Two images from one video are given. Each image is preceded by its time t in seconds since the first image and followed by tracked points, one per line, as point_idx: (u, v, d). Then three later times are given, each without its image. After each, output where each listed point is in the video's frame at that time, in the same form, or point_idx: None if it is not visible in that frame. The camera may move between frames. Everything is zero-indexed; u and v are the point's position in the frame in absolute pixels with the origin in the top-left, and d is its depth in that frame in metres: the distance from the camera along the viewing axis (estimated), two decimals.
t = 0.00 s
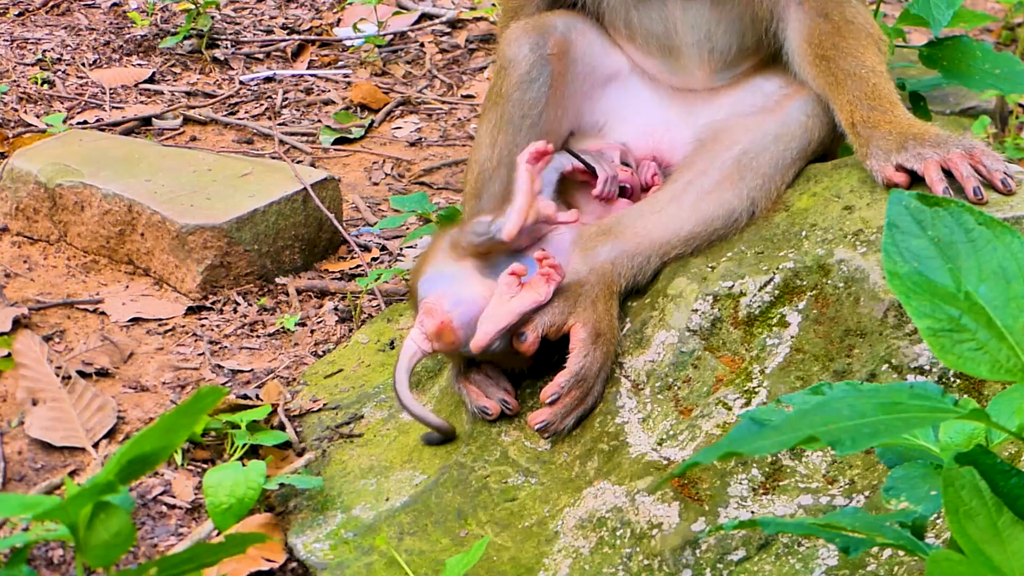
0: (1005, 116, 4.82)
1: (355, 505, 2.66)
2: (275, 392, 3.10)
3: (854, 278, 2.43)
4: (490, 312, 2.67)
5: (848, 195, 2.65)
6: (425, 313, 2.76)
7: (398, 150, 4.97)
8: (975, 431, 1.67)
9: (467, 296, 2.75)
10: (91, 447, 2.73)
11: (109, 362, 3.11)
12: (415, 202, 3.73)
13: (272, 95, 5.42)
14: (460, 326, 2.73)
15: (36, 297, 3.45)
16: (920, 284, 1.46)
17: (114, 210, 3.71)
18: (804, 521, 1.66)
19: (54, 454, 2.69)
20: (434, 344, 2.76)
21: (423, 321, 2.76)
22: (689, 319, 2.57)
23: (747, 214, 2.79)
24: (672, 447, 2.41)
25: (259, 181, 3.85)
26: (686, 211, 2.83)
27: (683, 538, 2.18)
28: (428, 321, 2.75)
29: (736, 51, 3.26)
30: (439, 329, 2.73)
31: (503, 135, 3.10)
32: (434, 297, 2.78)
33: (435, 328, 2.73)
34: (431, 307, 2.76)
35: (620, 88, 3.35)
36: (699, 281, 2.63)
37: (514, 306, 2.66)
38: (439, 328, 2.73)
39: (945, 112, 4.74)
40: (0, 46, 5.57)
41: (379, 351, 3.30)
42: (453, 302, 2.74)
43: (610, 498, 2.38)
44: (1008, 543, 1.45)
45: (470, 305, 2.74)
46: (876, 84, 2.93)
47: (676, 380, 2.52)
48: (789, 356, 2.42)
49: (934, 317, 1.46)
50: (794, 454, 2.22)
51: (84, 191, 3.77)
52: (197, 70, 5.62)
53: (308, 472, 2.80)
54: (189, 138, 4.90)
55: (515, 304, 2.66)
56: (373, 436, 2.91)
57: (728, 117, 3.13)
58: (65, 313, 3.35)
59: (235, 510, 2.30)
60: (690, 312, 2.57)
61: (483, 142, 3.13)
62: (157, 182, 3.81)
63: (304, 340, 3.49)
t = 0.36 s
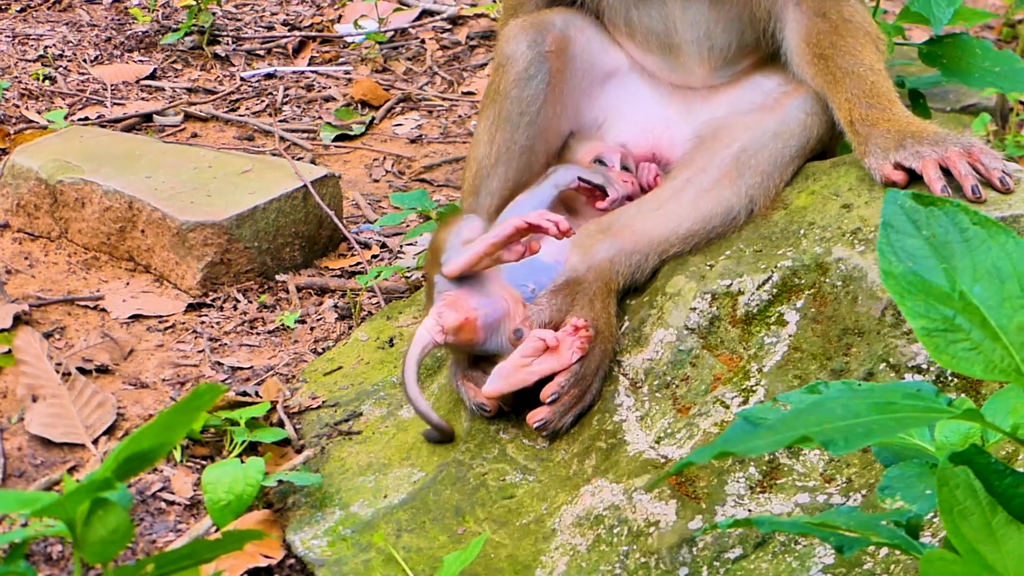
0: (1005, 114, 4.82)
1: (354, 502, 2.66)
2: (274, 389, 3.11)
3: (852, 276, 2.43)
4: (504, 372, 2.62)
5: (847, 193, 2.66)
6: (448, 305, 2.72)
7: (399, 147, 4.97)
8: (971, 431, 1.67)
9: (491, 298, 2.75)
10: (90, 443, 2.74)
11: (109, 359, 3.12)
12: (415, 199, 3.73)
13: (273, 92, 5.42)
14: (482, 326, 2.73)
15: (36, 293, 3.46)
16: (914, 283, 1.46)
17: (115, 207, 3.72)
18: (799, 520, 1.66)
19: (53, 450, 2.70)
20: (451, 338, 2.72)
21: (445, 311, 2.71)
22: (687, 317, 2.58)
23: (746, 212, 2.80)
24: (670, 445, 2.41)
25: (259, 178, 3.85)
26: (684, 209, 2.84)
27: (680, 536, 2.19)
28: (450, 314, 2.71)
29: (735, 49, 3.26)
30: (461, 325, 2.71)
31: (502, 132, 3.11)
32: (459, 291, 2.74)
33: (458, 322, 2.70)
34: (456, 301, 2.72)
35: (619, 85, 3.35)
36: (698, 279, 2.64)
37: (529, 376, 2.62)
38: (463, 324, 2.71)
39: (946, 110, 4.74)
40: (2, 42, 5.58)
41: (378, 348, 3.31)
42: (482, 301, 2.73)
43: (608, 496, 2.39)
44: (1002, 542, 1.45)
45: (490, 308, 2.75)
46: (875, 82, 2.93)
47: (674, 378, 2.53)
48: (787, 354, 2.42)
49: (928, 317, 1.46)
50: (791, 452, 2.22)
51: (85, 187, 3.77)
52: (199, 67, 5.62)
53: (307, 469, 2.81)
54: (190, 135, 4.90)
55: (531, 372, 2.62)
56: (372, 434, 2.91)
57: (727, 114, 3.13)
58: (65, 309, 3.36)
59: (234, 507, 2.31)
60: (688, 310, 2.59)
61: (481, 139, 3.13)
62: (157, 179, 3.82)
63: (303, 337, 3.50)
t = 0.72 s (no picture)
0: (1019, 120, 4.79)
1: (360, 500, 2.66)
2: (282, 386, 3.12)
3: (861, 279, 2.42)
4: (526, 380, 2.62)
5: (857, 195, 2.64)
6: (468, 303, 2.70)
7: (410, 148, 4.98)
8: (977, 432, 1.67)
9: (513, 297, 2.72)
10: (97, 439, 2.74)
11: (117, 355, 3.12)
12: (425, 199, 3.73)
13: (285, 91, 5.43)
14: (502, 325, 2.72)
15: (46, 289, 3.47)
16: (922, 283, 1.45)
17: (125, 204, 3.73)
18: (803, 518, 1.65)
19: (60, 445, 2.71)
20: (470, 336, 2.70)
21: (465, 310, 2.69)
22: (696, 318, 2.57)
23: (756, 213, 2.79)
24: (676, 446, 2.40)
25: (270, 177, 3.85)
26: (693, 211, 2.83)
27: (685, 537, 2.18)
28: (470, 312, 2.69)
29: (746, 53, 3.26)
30: (482, 324, 2.69)
31: (511, 132, 3.10)
32: (481, 290, 2.72)
33: (478, 321, 2.68)
34: (477, 300, 2.70)
35: (629, 87, 3.35)
36: (707, 280, 2.63)
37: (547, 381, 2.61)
38: (483, 322, 2.69)
39: (959, 116, 4.72)
40: (16, 39, 5.60)
41: (386, 347, 3.31)
42: (503, 300, 2.70)
43: (614, 496, 2.38)
44: (1006, 542, 1.44)
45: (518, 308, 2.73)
46: (886, 85, 2.93)
47: (681, 379, 2.52)
48: (795, 356, 2.41)
49: (935, 315, 1.45)
50: (797, 454, 2.22)
51: (96, 184, 3.78)
52: (211, 66, 5.63)
53: (313, 467, 2.81)
54: (202, 133, 4.91)
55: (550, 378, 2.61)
56: (379, 432, 2.91)
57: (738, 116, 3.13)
58: (75, 305, 3.37)
59: (240, 504, 2.30)
60: (697, 311, 2.58)
61: (490, 139, 3.13)
62: (168, 176, 3.83)
63: (312, 335, 3.50)
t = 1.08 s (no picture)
0: (1008, 118, 4.81)
1: (349, 498, 2.66)
2: (271, 386, 3.11)
3: (850, 276, 2.43)
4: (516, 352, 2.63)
5: (846, 193, 2.65)
6: (438, 316, 2.72)
7: (400, 145, 4.97)
8: (966, 428, 1.66)
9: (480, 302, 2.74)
10: (87, 437, 2.73)
11: (107, 353, 3.11)
12: (415, 197, 3.73)
13: (275, 89, 5.41)
14: (475, 330, 2.73)
15: (35, 286, 3.46)
16: (911, 279, 1.46)
17: (114, 201, 3.72)
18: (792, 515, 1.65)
19: (49, 443, 2.70)
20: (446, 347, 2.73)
21: (436, 324, 2.71)
22: (685, 315, 2.57)
23: (745, 211, 2.79)
24: (665, 443, 2.41)
25: (260, 174, 3.84)
26: (680, 208, 2.85)
27: (675, 534, 2.18)
28: (442, 325, 2.71)
29: (736, 51, 3.26)
30: (455, 333, 2.71)
31: (501, 129, 3.10)
32: (447, 301, 2.75)
33: (450, 332, 2.71)
34: (445, 312, 2.72)
35: (620, 85, 3.35)
36: (696, 277, 2.64)
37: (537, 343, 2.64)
38: (456, 332, 2.71)
39: (948, 114, 4.73)
40: (5, 37, 5.58)
41: (376, 344, 3.30)
42: (469, 306, 2.73)
43: (603, 493, 2.38)
44: (995, 538, 1.45)
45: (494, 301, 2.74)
46: (876, 82, 2.93)
47: (671, 376, 2.53)
48: (784, 353, 2.42)
49: (924, 312, 1.46)
50: (787, 451, 2.22)
51: (85, 181, 3.77)
52: (201, 63, 5.61)
53: (303, 465, 2.81)
54: (191, 131, 4.90)
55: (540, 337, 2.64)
56: (368, 429, 2.91)
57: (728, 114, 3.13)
58: (64, 303, 3.36)
59: (229, 502, 2.29)
60: (686, 309, 2.58)
61: (481, 136, 3.13)
62: (157, 173, 3.82)
63: (301, 333, 3.50)
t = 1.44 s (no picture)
0: (986, 121, 4.85)
1: (332, 501, 2.65)
2: (253, 388, 3.09)
3: (833, 278, 2.44)
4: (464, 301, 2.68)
5: (829, 195, 2.66)
6: (411, 297, 2.77)
7: (381, 147, 4.96)
8: (950, 431, 1.68)
9: (450, 280, 2.77)
10: (68, 440, 2.71)
11: (87, 356, 3.09)
12: (396, 198, 3.72)
13: (255, 91, 5.39)
14: (448, 308, 2.74)
15: (15, 289, 3.43)
16: (897, 281, 1.46)
17: (95, 203, 3.69)
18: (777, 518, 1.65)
19: (30, 446, 2.68)
20: (422, 328, 2.75)
21: (409, 304, 2.76)
22: (668, 318, 2.57)
23: (725, 212, 2.80)
24: (649, 446, 2.42)
25: (241, 176, 3.83)
26: (660, 207, 2.84)
27: (658, 537, 2.19)
28: (414, 304, 2.75)
29: (717, 53, 3.28)
30: (426, 311, 2.73)
31: (483, 129, 3.10)
32: (420, 282, 2.80)
33: (421, 309, 2.74)
34: (417, 291, 2.77)
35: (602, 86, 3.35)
36: (679, 279, 2.64)
37: (472, 279, 2.68)
38: (427, 309, 2.73)
39: (928, 116, 4.76)
40: None
41: (358, 347, 3.29)
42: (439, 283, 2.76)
43: (587, 496, 2.38)
44: (980, 541, 1.47)
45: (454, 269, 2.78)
46: (857, 85, 2.96)
47: (654, 379, 2.53)
48: (768, 355, 2.43)
49: (909, 314, 1.47)
50: (770, 453, 2.22)
51: (65, 183, 3.74)
52: (181, 65, 5.59)
53: (285, 468, 2.79)
54: (171, 132, 4.88)
55: (474, 273, 2.69)
56: (350, 432, 2.90)
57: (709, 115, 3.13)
58: (44, 305, 3.34)
59: (211, 505, 2.28)
60: (669, 311, 2.58)
61: (462, 137, 3.13)
62: (138, 175, 3.79)
63: (283, 335, 3.48)
